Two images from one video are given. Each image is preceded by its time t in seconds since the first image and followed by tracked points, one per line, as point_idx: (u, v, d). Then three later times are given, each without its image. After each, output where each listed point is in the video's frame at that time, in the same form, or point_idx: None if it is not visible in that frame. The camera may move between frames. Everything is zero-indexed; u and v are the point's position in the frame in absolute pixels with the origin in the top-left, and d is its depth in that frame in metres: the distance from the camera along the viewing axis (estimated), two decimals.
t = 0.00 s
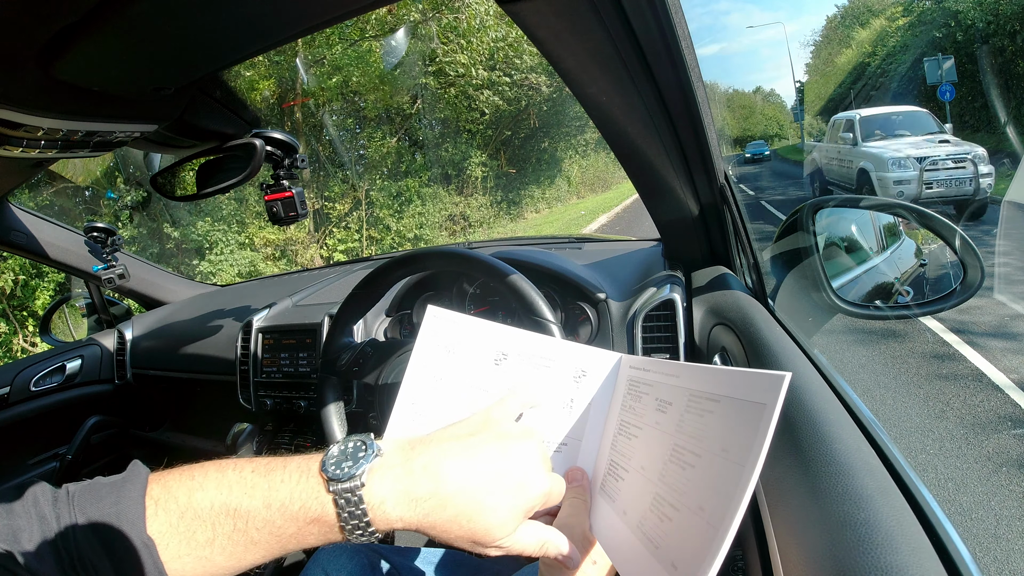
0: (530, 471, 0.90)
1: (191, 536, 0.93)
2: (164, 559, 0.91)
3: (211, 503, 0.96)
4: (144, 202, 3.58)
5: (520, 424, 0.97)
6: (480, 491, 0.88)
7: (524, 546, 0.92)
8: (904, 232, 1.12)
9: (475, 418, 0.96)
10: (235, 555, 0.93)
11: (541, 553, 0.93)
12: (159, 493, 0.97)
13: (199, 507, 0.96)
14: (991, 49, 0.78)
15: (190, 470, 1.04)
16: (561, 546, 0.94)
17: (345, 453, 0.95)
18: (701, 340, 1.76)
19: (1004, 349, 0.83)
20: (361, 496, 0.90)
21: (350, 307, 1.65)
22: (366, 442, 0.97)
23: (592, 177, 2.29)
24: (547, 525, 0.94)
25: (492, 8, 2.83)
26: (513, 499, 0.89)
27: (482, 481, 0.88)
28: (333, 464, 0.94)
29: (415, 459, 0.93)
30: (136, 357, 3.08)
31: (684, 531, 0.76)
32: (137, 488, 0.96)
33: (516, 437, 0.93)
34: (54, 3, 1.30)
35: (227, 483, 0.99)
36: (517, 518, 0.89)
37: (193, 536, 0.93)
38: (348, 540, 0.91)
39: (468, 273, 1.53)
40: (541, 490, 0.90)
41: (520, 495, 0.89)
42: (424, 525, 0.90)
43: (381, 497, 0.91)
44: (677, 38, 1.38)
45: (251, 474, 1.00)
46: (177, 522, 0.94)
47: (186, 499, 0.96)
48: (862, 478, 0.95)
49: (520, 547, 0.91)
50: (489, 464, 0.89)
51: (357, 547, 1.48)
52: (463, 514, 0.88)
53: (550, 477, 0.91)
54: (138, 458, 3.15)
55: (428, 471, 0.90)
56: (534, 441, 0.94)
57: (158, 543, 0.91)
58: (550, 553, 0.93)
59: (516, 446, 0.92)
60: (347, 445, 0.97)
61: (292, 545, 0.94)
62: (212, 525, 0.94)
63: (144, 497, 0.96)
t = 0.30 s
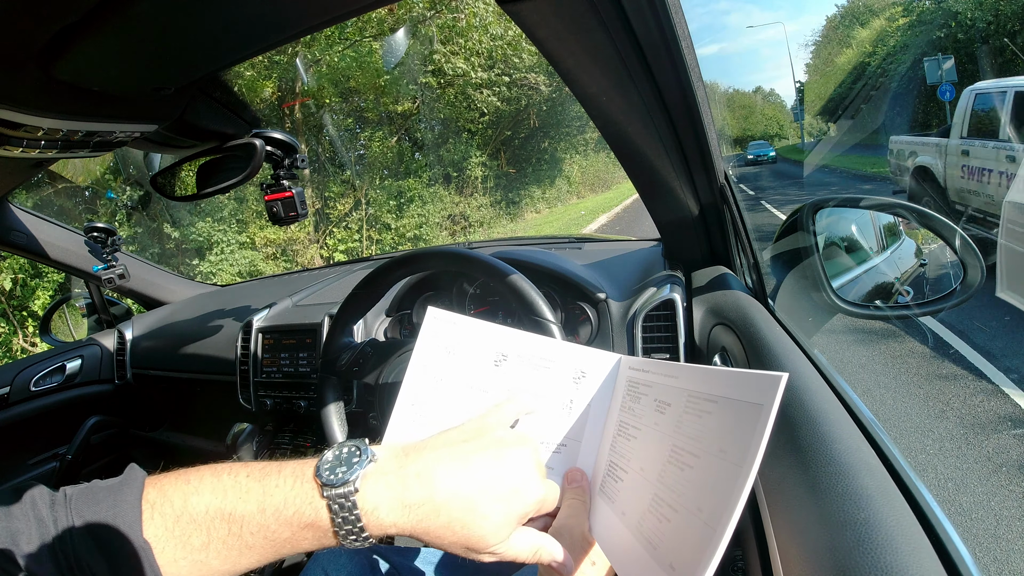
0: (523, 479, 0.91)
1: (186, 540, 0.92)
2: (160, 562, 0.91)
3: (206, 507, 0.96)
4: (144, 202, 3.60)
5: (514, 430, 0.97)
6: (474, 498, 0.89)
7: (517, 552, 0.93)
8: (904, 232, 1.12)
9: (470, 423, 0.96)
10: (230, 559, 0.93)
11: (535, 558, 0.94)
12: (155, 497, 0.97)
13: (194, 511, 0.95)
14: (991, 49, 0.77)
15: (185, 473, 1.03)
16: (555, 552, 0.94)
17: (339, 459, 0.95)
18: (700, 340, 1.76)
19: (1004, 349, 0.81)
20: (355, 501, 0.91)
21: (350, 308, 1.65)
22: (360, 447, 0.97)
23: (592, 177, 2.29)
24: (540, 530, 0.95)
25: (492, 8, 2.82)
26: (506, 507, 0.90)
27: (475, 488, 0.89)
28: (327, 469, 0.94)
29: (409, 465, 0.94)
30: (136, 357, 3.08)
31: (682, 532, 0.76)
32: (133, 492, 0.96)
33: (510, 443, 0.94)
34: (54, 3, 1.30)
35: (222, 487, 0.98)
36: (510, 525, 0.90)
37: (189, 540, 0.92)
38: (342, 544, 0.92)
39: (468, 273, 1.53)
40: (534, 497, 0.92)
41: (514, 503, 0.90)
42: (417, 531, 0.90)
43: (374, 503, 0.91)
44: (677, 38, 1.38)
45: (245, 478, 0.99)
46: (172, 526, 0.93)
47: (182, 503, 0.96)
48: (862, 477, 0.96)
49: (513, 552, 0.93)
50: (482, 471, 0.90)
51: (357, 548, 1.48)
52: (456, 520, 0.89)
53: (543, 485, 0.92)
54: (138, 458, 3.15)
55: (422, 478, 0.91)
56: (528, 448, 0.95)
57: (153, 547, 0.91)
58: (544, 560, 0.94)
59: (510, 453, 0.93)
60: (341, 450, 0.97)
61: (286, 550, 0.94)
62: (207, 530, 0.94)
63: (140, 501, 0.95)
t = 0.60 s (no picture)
0: (529, 467, 0.92)
1: (196, 531, 0.93)
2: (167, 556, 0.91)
3: (217, 498, 0.97)
4: (144, 202, 3.60)
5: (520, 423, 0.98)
6: (481, 485, 0.89)
7: (523, 540, 0.92)
8: (904, 232, 1.12)
9: (476, 415, 0.97)
10: (241, 550, 0.94)
11: (541, 548, 0.92)
12: (163, 490, 0.98)
13: (204, 502, 0.97)
14: (991, 49, 0.77)
15: (194, 467, 1.05)
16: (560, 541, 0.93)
17: (351, 447, 0.96)
18: (700, 340, 1.76)
19: (1004, 349, 0.82)
20: (367, 487, 0.91)
21: (350, 308, 1.65)
22: (371, 436, 0.98)
23: (592, 177, 2.29)
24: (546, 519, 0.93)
25: (491, 9, 2.83)
26: (512, 494, 0.90)
27: (482, 476, 0.89)
28: (339, 457, 0.95)
29: (418, 453, 0.94)
30: (136, 357, 3.08)
31: (686, 531, 0.76)
32: (139, 487, 0.96)
33: (516, 433, 0.95)
34: (55, 3, 1.30)
35: (233, 479, 1.00)
36: (517, 513, 0.89)
37: (198, 531, 0.93)
38: (354, 532, 0.92)
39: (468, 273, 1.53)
40: (539, 486, 0.91)
41: (520, 491, 0.90)
42: (426, 518, 0.90)
43: (385, 489, 0.92)
44: (677, 39, 1.38)
45: (256, 470, 1.01)
46: (182, 517, 0.94)
47: (192, 495, 0.97)
48: (863, 478, 0.96)
49: (519, 541, 0.92)
50: (489, 460, 0.90)
51: (358, 547, 1.48)
52: (464, 507, 0.88)
53: (548, 474, 0.92)
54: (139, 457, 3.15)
55: (431, 465, 0.92)
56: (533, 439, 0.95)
57: (161, 539, 0.91)
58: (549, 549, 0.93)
59: (516, 442, 0.93)
60: (353, 438, 0.98)
61: (297, 539, 0.95)
62: (217, 520, 0.95)
63: (148, 494, 0.96)
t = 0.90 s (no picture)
0: (536, 441, 0.92)
1: (201, 519, 0.93)
2: (171, 545, 0.91)
3: (222, 486, 0.97)
4: (144, 202, 3.60)
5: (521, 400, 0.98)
6: (489, 462, 0.89)
7: (533, 514, 0.93)
8: (904, 232, 1.12)
9: (476, 396, 0.98)
10: (247, 537, 0.93)
11: (550, 520, 0.94)
12: (167, 479, 0.98)
13: (208, 491, 0.96)
14: (990, 49, 0.77)
15: (198, 456, 1.04)
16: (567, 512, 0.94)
17: (357, 431, 0.95)
18: (700, 340, 1.76)
19: (1004, 349, 0.82)
20: (376, 471, 0.91)
21: (350, 308, 1.65)
22: (377, 421, 0.98)
23: (592, 177, 2.29)
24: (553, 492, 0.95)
25: (491, 9, 2.82)
26: (521, 469, 0.90)
27: (490, 453, 0.89)
28: (346, 441, 0.94)
29: (424, 436, 0.94)
30: (136, 357, 3.08)
31: (686, 531, 0.76)
32: (140, 476, 0.95)
33: (522, 412, 0.95)
34: (54, 4, 1.30)
35: (237, 466, 0.99)
36: (526, 487, 0.90)
37: (204, 520, 0.93)
38: (362, 516, 0.92)
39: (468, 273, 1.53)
40: (548, 460, 0.92)
41: (528, 465, 0.90)
42: (437, 499, 0.90)
43: (394, 472, 0.91)
44: (677, 39, 1.38)
45: (261, 456, 1.00)
46: (187, 506, 0.94)
47: (196, 483, 0.97)
48: (862, 477, 0.96)
49: (529, 515, 0.93)
50: (496, 438, 0.91)
51: (358, 548, 1.48)
52: (474, 485, 0.88)
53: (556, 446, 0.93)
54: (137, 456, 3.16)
55: (438, 447, 0.91)
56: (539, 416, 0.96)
57: (165, 529, 0.91)
58: (558, 521, 0.94)
59: (519, 421, 0.94)
60: (360, 423, 0.98)
61: (305, 524, 0.94)
62: (223, 508, 0.95)
63: (150, 484, 0.96)
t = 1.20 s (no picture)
0: (530, 458, 0.89)
1: (193, 519, 0.93)
2: (165, 544, 0.92)
3: (215, 485, 0.98)
4: (144, 202, 3.60)
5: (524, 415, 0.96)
6: (478, 472, 0.87)
7: (519, 533, 0.90)
8: (904, 232, 1.12)
9: (480, 404, 0.97)
10: (238, 537, 0.94)
11: (536, 544, 0.91)
12: (160, 478, 0.98)
13: (201, 490, 0.97)
14: (991, 50, 0.77)
15: (193, 455, 1.05)
16: (556, 537, 0.91)
17: (350, 432, 0.96)
18: (700, 340, 1.76)
19: (1004, 350, 0.82)
20: (365, 472, 0.91)
21: (350, 308, 1.65)
22: (370, 422, 0.99)
23: (592, 177, 2.29)
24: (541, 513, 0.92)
25: (491, 8, 2.82)
26: (510, 483, 0.87)
27: (480, 464, 0.87)
28: (338, 441, 0.95)
29: (419, 438, 0.94)
30: (136, 357, 3.08)
31: (685, 531, 0.76)
32: (134, 475, 0.95)
33: (523, 425, 0.93)
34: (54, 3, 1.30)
35: (230, 466, 1.00)
36: (512, 503, 0.87)
37: (196, 519, 0.94)
38: (352, 517, 0.91)
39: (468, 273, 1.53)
40: (540, 480, 0.89)
41: (517, 481, 0.88)
42: (422, 503, 0.90)
43: (383, 473, 0.91)
44: (677, 39, 1.38)
45: (253, 456, 1.01)
46: (180, 505, 0.95)
47: (189, 482, 0.98)
48: (862, 477, 0.96)
49: (514, 534, 0.90)
50: (490, 447, 0.89)
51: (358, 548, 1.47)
52: (459, 493, 0.87)
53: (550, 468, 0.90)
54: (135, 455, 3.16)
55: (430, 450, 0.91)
56: (538, 431, 0.93)
57: (158, 528, 0.92)
58: (546, 544, 0.91)
59: (517, 434, 0.91)
60: (352, 424, 0.98)
61: (295, 526, 0.94)
62: (215, 507, 0.95)
63: (144, 482, 0.97)
